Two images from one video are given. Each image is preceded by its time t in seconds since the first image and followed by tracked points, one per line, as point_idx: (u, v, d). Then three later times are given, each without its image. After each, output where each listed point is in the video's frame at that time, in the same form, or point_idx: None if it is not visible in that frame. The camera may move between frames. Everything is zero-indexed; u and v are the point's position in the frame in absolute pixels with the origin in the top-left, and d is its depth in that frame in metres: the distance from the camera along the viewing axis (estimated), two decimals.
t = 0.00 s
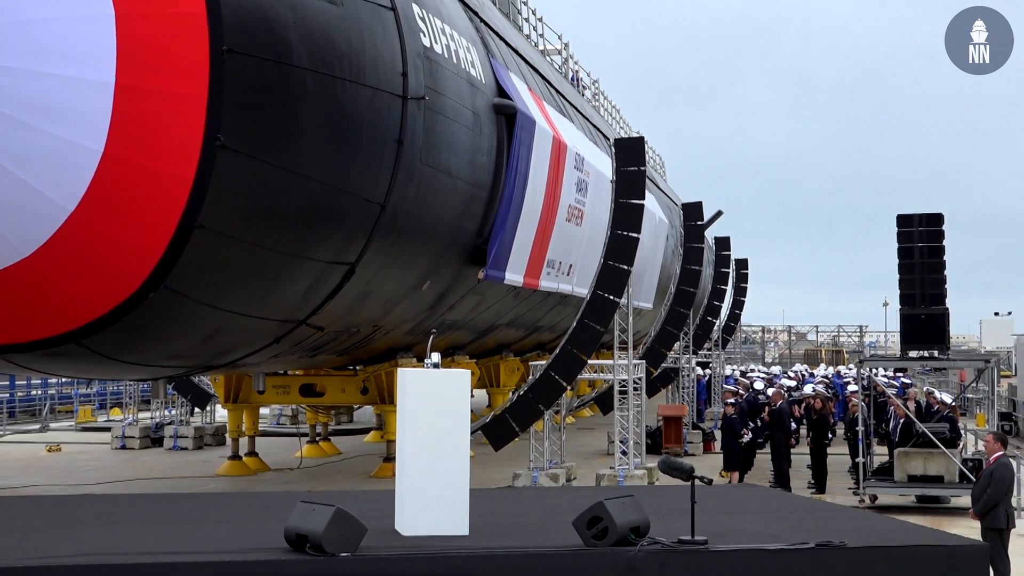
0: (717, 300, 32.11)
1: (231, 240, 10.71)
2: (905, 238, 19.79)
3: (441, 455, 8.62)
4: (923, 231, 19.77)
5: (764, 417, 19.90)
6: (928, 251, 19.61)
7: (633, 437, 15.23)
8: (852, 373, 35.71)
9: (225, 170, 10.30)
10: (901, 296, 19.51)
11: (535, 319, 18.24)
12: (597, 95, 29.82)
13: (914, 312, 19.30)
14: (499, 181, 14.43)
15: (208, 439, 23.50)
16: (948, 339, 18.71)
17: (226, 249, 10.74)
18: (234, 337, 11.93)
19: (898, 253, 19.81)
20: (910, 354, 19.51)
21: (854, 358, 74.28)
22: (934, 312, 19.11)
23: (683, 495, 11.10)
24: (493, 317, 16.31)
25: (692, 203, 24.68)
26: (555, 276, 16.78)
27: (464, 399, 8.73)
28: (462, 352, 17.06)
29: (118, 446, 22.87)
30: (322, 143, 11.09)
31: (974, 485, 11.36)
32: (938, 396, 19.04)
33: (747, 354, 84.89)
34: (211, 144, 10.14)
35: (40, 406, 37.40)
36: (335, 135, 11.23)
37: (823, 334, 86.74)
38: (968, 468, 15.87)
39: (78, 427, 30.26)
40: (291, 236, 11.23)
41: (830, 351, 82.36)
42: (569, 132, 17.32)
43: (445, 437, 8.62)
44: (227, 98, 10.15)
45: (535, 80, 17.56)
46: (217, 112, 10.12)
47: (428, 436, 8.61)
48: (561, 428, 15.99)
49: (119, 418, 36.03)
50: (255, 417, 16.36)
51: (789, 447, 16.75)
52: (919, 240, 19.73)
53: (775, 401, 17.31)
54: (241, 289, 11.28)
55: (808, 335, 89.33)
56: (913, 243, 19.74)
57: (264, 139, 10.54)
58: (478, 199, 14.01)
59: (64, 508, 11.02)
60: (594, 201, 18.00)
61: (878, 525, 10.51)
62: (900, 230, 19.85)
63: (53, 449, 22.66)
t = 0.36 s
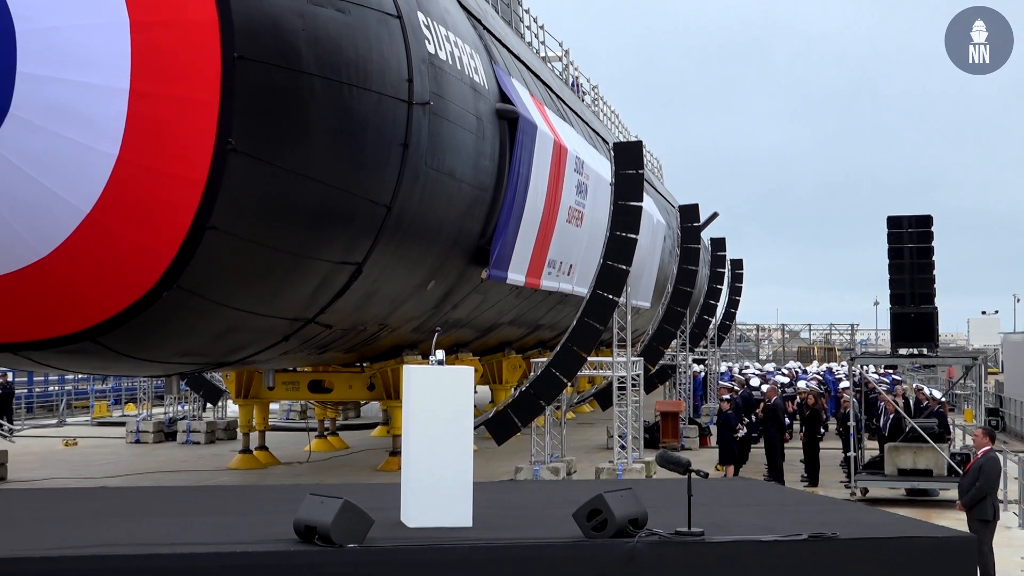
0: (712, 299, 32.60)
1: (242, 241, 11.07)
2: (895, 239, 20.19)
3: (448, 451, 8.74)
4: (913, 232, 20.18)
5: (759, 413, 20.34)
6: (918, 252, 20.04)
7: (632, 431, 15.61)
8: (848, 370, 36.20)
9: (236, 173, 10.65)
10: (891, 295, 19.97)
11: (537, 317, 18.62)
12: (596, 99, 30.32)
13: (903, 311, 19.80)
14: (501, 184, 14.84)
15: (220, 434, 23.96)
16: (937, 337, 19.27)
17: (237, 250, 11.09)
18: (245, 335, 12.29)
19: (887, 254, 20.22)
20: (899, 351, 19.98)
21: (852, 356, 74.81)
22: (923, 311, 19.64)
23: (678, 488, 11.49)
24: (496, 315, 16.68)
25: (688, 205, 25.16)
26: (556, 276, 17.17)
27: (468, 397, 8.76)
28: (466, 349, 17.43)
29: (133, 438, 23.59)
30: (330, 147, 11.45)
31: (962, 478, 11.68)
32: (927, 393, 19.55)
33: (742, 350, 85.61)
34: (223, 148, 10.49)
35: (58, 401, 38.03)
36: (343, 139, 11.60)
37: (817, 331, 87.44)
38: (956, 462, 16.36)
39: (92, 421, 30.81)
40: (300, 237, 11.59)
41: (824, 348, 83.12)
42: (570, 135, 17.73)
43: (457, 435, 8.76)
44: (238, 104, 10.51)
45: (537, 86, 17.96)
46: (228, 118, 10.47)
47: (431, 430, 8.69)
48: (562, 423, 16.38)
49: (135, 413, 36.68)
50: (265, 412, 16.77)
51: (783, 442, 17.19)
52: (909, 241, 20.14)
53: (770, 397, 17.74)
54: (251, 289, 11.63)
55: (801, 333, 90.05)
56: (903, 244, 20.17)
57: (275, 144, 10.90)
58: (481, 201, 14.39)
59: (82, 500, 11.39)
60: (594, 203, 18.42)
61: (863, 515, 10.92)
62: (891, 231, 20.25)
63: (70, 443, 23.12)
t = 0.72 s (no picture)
0: (712, 301, 32.99)
1: (258, 245, 11.43)
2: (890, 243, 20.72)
3: (457, 447, 8.97)
4: (907, 236, 20.73)
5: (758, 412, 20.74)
6: (912, 255, 20.55)
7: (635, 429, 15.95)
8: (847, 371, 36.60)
9: (251, 180, 11.01)
10: (886, 298, 20.37)
11: (542, 319, 19.01)
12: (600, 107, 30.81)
13: (898, 312, 20.20)
14: (508, 190, 15.25)
15: (235, 432, 24.42)
16: (931, 338, 19.72)
17: (253, 254, 11.46)
18: (259, 336, 12.67)
19: (883, 258, 20.73)
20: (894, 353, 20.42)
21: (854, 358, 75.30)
22: (917, 312, 20.04)
23: (678, 484, 11.84)
24: (502, 317, 17.05)
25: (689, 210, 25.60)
26: (561, 279, 17.55)
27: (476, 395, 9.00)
28: (473, 350, 17.82)
29: (152, 437, 24.07)
30: (341, 154, 11.83)
31: (955, 475, 12.02)
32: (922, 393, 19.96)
33: (740, 351, 86.09)
34: (238, 155, 10.85)
35: (78, 401, 38.88)
36: (354, 146, 11.98)
37: (814, 332, 88.08)
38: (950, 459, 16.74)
39: (113, 420, 31.47)
40: (313, 241, 11.97)
41: (823, 349, 83.60)
42: (574, 143, 18.14)
43: (465, 431, 8.99)
44: (253, 113, 10.87)
45: (542, 94, 18.38)
46: (243, 126, 10.83)
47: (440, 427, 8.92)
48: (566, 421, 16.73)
49: (152, 413, 37.42)
50: (279, 411, 17.18)
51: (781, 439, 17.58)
52: (903, 245, 20.68)
53: (768, 396, 18.14)
54: (266, 292, 12.01)
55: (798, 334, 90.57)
56: (897, 248, 20.69)
57: (289, 151, 11.27)
58: (488, 206, 14.77)
59: (103, 496, 11.76)
60: (597, 208, 18.81)
61: (856, 509, 11.30)
62: (886, 235, 20.82)
63: (90, 441, 23.61)
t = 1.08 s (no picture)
0: (712, 303, 33.28)
1: (274, 249, 11.81)
2: (886, 247, 21.07)
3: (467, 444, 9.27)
4: (902, 240, 21.07)
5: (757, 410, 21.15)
6: (908, 259, 20.90)
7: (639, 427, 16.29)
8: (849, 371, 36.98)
9: (267, 187, 11.38)
10: (883, 300, 20.73)
11: (549, 320, 19.41)
12: (604, 114, 31.25)
13: (894, 314, 20.55)
14: (516, 195, 15.65)
15: (252, 430, 24.91)
16: (926, 339, 20.05)
17: (270, 258, 11.84)
18: (275, 337, 13.06)
19: (879, 261, 21.09)
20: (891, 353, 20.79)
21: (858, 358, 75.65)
22: (913, 314, 20.36)
23: (681, 482, 12.17)
24: (511, 318, 17.45)
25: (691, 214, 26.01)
26: (568, 281, 17.95)
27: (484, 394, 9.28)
28: (482, 351, 18.21)
29: (170, 434, 24.50)
30: (355, 161, 12.22)
31: (950, 472, 12.41)
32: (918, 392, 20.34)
33: (743, 351, 86.49)
34: (254, 162, 11.22)
35: (100, 400, 39.66)
36: (366, 153, 12.37)
37: (818, 333, 88.48)
38: (944, 456, 17.07)
39: (133, 418, 32.07)
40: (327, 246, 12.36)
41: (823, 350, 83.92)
42: (579, 149, 18.54)
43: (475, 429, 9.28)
44: (268, 121, 11.24)
45: (549, 103, 18.79)
46: (258, 134, 11.20)
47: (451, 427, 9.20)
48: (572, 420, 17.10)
49: (170, 412, 38.03)
50: (293, 410, 17.59)
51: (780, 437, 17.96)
52: (899, 249, 21.03)
53: (768, 395, 18.49)
54: (282, 294, 12.40)
55: (798, 335, 90.91)
56: (893, 252, 21.03)
57: (304, 158, 11.64)
58: (496, 212, 15.17)
59: (126, 491, 12.17)
60: (602, 213, 19.23)
61: (849, 504, 11.69)
62: (881, 239, 21.18)
63: (111, 438, 24.13)
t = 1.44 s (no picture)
0: (713, 306, 33.64)
1: (288, 254, 12.18)
2: (881, 251, 21.34)
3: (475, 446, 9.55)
4: (897, 245, 21.33)
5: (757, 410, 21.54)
6: (903, 263, 21.17)
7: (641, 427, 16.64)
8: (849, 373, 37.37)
9: (281, 194, 11.73)
10: (879, 304, 21.11)
11: (555, 323, 19.80)
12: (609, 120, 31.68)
13: (890, 317, 21.02)
14: (522, 201, 16.04)
15: (267, 428, 25.37)
16: (921, 340, 20.58)
17: (284, 262, 12.22)
18: (289, 338, 13.45)
19: (874, 265, 21.36)
20: (886, 354, 21.23)
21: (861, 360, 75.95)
22: (908, 316, 20.85)
23: (682, 479, 12.54)
24: (518, 321, 17.83)
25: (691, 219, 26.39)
26: (573, 285, 18.33)
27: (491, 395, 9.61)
28: (489, 352, 18.60)
29: (187, 433, 24.96)
30: (366, 169, 12.61)
31: (945, 470, 12.74)
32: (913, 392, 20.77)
33: (747, 352, 86.72)
34: (269, 169, 11.57)
35: (120, 400, 40.34)
36: (378, 160, 12.76)
37: (822, 335, 88.78)
38: (938, 455, 17.48)
39: (151, 417, 32.62)
40: (340, 251, 12.74)
41: (821, 351, 84.29)
42: (584, 157, 18.94)
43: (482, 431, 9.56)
44: (283, 129, 11.60)
45: (554, 111, 19.20)
46: (273, 143, 11.56)
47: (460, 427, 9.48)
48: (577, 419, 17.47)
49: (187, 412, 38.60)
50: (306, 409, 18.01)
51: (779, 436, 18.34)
52: (894, 253, 21.28)
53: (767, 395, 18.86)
54: (296, 298, 12.78)
55: (801, 336, 91.33)
56: (889, 256, 21.28)
57: (318, 166, 12.01)
58: (503, 218, 15.56)
59: (147, 488, 12.57)
60: (607, 219, 19.64)
61: (844, 499, 12.07)
62: (877, 244, 21.40)
63: (131, 437, 24.62)
